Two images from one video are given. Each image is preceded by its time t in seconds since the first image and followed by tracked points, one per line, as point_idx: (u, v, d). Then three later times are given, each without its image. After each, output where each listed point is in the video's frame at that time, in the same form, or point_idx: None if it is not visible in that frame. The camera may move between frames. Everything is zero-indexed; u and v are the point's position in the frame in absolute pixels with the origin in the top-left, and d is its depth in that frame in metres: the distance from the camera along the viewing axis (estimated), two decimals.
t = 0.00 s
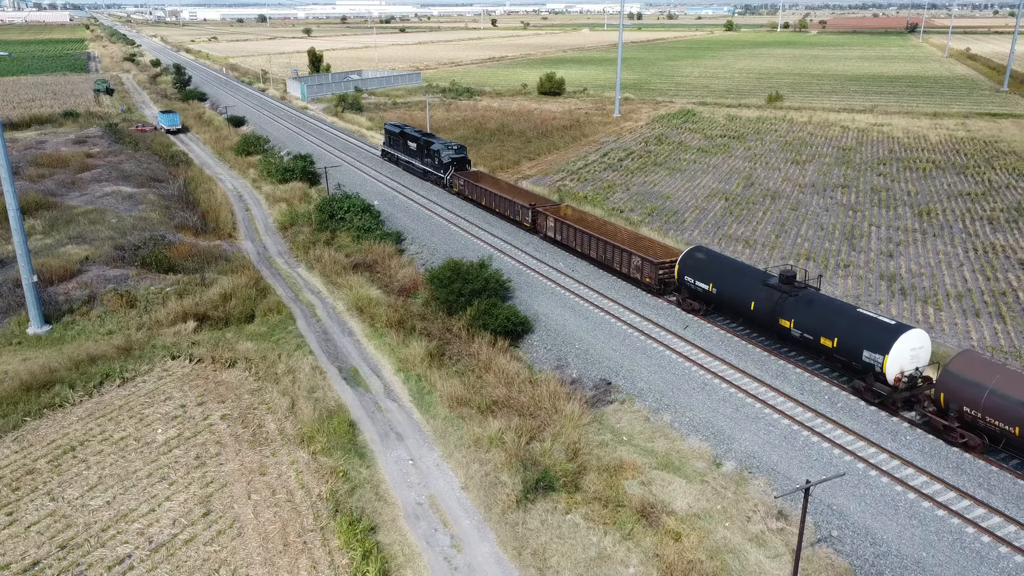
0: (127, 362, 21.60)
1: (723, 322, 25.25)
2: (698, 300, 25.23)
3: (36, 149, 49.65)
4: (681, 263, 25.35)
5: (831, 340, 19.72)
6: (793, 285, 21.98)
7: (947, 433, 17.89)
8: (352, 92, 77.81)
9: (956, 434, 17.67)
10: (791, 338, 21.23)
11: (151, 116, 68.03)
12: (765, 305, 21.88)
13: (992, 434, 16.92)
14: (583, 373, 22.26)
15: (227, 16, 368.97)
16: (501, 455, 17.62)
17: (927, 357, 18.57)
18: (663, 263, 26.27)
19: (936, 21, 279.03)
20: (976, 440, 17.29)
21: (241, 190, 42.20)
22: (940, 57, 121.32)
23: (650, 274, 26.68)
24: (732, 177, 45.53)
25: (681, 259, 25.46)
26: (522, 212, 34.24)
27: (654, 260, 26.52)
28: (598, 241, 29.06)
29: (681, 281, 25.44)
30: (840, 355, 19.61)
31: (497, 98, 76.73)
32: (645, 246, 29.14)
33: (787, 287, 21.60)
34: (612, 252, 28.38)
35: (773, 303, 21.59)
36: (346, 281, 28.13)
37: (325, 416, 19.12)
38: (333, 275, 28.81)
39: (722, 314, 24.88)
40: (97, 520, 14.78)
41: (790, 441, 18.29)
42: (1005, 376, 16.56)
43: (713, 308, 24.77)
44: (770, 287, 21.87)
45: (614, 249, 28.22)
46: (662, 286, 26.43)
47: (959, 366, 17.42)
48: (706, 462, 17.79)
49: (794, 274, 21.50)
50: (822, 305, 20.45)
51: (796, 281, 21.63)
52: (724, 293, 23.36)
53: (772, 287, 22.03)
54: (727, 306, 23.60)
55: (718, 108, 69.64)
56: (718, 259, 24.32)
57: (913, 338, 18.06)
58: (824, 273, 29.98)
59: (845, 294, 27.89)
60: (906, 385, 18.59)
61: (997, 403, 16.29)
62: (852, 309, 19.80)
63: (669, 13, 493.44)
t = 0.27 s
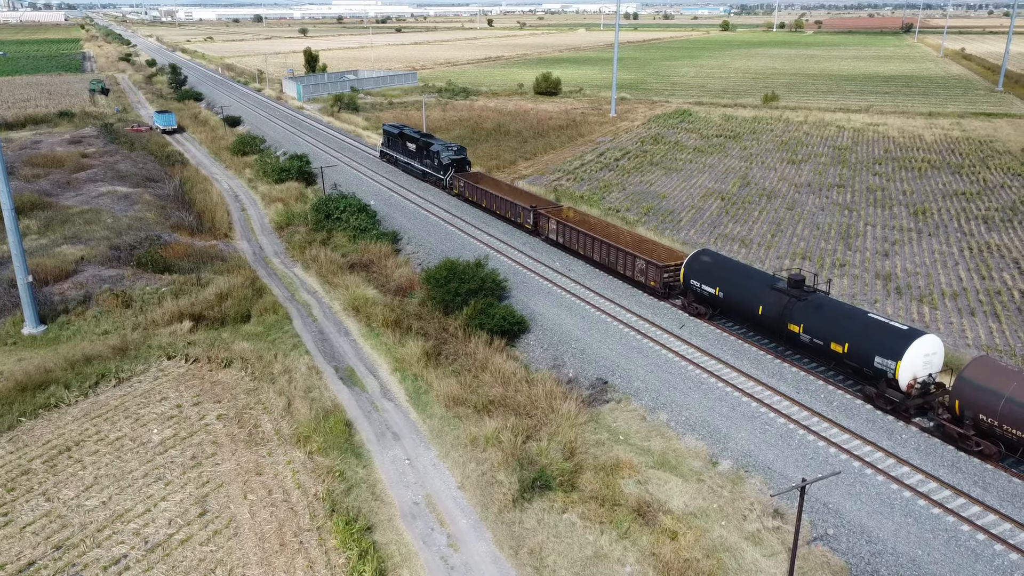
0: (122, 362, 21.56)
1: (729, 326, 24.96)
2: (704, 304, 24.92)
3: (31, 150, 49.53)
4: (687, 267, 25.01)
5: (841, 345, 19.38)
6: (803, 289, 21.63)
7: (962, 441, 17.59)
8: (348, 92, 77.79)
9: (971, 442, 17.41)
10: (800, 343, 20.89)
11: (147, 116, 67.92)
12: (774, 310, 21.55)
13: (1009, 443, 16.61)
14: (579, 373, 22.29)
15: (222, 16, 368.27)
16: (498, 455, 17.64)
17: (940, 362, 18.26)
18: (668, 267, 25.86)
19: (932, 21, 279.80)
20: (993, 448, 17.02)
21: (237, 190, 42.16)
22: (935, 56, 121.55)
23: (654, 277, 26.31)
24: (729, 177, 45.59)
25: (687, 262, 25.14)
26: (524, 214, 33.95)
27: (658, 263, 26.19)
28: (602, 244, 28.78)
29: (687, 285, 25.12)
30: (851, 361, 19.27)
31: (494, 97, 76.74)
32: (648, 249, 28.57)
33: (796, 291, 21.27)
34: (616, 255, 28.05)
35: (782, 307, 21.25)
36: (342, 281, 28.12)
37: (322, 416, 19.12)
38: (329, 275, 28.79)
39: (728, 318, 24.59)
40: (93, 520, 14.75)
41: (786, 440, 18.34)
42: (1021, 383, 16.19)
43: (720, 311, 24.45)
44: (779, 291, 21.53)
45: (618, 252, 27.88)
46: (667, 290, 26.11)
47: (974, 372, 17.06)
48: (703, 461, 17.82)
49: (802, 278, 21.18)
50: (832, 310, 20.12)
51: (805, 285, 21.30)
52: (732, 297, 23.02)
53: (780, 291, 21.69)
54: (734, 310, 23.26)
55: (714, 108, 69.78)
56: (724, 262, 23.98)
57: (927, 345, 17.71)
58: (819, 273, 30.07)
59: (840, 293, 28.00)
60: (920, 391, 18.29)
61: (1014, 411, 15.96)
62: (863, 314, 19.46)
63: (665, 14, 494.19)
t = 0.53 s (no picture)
0: (118, 362, 21.53)
1: (737, 330, 24.51)
2: (711, 307, 24.42)
3: (26, 150, 49.40)
4: (694, 271, 24.51)
5: (853, 350, 18.86)
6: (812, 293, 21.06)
7: (978, 449, 17.20)
8: (344, 92, 77.74)
9: (987, 450, 17.00)
10: (810, 348, 20.36)
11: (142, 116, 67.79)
12: (783, 314, 21.01)
13: None
14: (576, 372, 22.31)
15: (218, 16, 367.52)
16: (495, 454, 17.65)
17: (954, 369, 17.85)
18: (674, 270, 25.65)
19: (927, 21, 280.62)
20: (1010, 457, 16.56)
21: (233, 190, 42.10)
22: (930, 56, 121.90)
23: (659, 281, 26.00)
24: (725, 177, 45.65)
25: (693, 265, 24.63)
26: (526, 216, 33.50)
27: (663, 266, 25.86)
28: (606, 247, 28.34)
29: (693, 288, 24.62)
30: (863, 367, 18.78)
31: (490, 97, 76.73)
32: (653, 251, 28.28)
33: (805, 295, 20.72)
34: (621, 258, 27.65)
35: (791, 312, 20.71)
36: (338, 280, 28.10)
37: (318, 416, 19.12)
38: (326, 274, 28.78)
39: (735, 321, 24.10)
40: (88, 521, 14.72)
41: (782, 439, 18.39)
42: None
43: (727, 315, 23.95)
44: (788, 295, 20.98)
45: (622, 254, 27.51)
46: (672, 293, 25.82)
47: (991, 380, 16.58)
48: (699, 460, 17.86)
49: (812, 281, 20.63)
50: (843, 315, 19.58)
51: (815, 288, 20.74)
52: (740, 301, 22.48)
53: (789, 295, 21.14)
54: (742, 314, 22.75)
55: (710, 107, 69.90)
56: (731, 265, 23.44)
57: (942, 350, 17.28)
58: (815, 272, 30.15)
59: (836, 292, 28.09)
60: (933, 398, 17.80)
61: None
62: (875, 319, 18.94)
63: (662, 14, 494.88)
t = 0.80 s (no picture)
0: (114, 362, 21.48)
1: (742, 335, 24.12)
2: (717, 312, 24.02)
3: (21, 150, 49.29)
4: (700, 274, 24.11)
5: (865, 356, 18.44)
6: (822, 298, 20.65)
7: (994, 457, 16.87)
8: (341, 92, 77.72)
9: (1004, 458, 16.66)
10: (820, 354, 19.95)
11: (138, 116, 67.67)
12: (792, 319, 20.60)
13: None
14: (573, 371, 22.34)
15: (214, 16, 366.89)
16: (492, 453, 17.66)
17: (968, 374, 17.44)
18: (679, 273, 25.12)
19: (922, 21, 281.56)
20: None
21: (229, 190, 42.05)
22: (925, 56, 122.28)
23: (665, 284, 25.53)
24: (721, 176, 45.71)
25: (699, 269, 24.25)
26: (528, 218, 33.11)
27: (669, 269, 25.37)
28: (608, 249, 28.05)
29: (699, 292, 24.22)
30: (874, 373, 18.36)
31: (487, 97, 76.75)
32: (657, 254, 27.87)
33: (815, 300, 20.32)
34: (626, 261, 27.25)
35: (801, 316, 20.31)
36: (335, 280, 28.11)
37: (315, 415, 19.11)
38: (322, 274, 28.77)
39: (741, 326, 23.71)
40: (84, 521, 14.69)
41: (778, 437, 18.44)
42: None
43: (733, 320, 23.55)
44: (797, 299, 20.60)
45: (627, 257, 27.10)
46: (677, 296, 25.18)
47: (1008, 387, 16.27)
48: (696, 458, 17.90)
49: (822, 286, 20.25)
50: (854, 320, 19.18)
51: (825, 293, 20.36)
52: (747, 305, 22.07)
53: (798, 299, 20.77)
54: (749, 318, 22.34)
55: (706, 107, 70.04)
56: (738, 268, 23.06)
57: (956, 358, 16.86)
58: (811, 271, 30.23)
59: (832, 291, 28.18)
60: (947, 405, 17.43)
61: None
62: (887, 324, 18.54)
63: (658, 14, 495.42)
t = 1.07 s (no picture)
0: (110, 362, 21.46)
1: (750, 340, 23.85)
2: (725, 316, 23.75)
3: (16, 150, 49.20)
4: (706, 278, 23.85)
5: (878, 361, 18.12)
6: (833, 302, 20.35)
7: (1012, 465, 16.53)
8: (337, 92, 77.67)
9: None
10: (832, 359, 19.64)
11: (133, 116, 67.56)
12: (802, 324, 20.33)
13: None
14: (569, 370, 22.37)
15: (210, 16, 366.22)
16: (488, 452, 17.66)
17: (984, 380, 17.07)
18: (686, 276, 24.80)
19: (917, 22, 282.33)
20: None
21: (225, 190, 42.00)
22: (920, 56, 122.55)
23: (670, 288, 25.23)
24: (717, 176, 45.79)
25: (706, 272, 23.98)
26: (529, 219, 32.79)
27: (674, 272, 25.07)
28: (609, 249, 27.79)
29: (706, 296, 23.96)
30: (888, 379, 18.04)
31: (483, 97, 76.75)
32: (662, 256, 27.73)
33: (825, 304, 20.05)
34: (630, 264, 26.89)
35: (811, 321, 20.03)
36: (331, 280, 28.13)
37: (311, 415, 19.13)
38: (319, 274, 28.77)
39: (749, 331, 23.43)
40: (80, 521, 14.67)
41: (774, 436, 18.49)
42: None
43: (741, 324, 23.27)
44: (807, 304, 20.34)
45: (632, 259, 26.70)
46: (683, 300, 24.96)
47: None
48: (692, 457, 17.94)
49: (832, 289, 19.97)
50: (865, 324, 18.88)
51: (836, 297, 20.08)
52: (756, 310, 21.79)
53: (809, 303, 20.49)
54: (757, 323, 22.06)
55: (702, 107, 70.16)
56: (747, 272, 22.80)
57: (972, 364, 16.46)
58: (807, 270, 30.31)
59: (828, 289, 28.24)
60: (962, 412, 17.08)
61: None
62: (900, 329, 18.23)
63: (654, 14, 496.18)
